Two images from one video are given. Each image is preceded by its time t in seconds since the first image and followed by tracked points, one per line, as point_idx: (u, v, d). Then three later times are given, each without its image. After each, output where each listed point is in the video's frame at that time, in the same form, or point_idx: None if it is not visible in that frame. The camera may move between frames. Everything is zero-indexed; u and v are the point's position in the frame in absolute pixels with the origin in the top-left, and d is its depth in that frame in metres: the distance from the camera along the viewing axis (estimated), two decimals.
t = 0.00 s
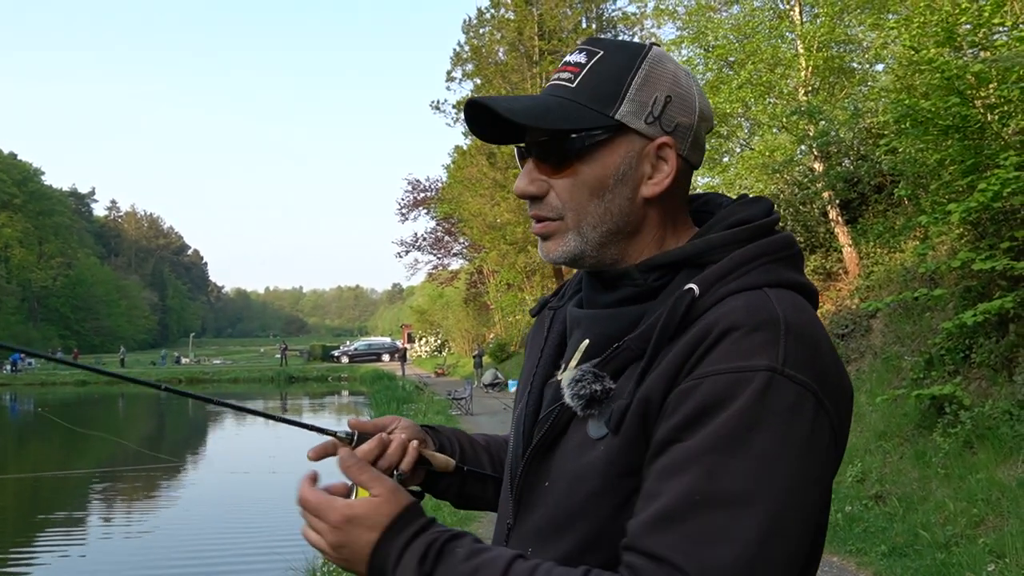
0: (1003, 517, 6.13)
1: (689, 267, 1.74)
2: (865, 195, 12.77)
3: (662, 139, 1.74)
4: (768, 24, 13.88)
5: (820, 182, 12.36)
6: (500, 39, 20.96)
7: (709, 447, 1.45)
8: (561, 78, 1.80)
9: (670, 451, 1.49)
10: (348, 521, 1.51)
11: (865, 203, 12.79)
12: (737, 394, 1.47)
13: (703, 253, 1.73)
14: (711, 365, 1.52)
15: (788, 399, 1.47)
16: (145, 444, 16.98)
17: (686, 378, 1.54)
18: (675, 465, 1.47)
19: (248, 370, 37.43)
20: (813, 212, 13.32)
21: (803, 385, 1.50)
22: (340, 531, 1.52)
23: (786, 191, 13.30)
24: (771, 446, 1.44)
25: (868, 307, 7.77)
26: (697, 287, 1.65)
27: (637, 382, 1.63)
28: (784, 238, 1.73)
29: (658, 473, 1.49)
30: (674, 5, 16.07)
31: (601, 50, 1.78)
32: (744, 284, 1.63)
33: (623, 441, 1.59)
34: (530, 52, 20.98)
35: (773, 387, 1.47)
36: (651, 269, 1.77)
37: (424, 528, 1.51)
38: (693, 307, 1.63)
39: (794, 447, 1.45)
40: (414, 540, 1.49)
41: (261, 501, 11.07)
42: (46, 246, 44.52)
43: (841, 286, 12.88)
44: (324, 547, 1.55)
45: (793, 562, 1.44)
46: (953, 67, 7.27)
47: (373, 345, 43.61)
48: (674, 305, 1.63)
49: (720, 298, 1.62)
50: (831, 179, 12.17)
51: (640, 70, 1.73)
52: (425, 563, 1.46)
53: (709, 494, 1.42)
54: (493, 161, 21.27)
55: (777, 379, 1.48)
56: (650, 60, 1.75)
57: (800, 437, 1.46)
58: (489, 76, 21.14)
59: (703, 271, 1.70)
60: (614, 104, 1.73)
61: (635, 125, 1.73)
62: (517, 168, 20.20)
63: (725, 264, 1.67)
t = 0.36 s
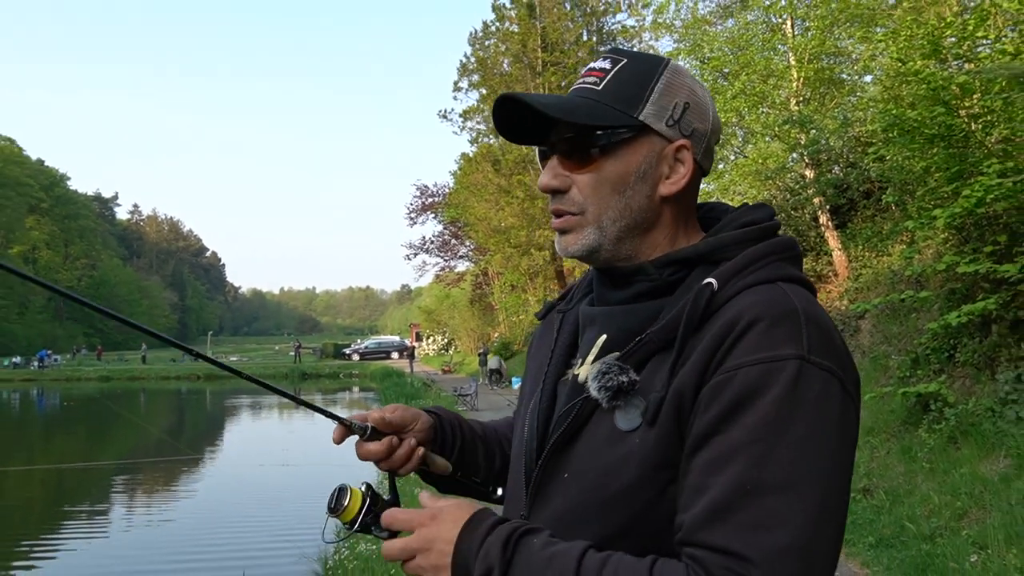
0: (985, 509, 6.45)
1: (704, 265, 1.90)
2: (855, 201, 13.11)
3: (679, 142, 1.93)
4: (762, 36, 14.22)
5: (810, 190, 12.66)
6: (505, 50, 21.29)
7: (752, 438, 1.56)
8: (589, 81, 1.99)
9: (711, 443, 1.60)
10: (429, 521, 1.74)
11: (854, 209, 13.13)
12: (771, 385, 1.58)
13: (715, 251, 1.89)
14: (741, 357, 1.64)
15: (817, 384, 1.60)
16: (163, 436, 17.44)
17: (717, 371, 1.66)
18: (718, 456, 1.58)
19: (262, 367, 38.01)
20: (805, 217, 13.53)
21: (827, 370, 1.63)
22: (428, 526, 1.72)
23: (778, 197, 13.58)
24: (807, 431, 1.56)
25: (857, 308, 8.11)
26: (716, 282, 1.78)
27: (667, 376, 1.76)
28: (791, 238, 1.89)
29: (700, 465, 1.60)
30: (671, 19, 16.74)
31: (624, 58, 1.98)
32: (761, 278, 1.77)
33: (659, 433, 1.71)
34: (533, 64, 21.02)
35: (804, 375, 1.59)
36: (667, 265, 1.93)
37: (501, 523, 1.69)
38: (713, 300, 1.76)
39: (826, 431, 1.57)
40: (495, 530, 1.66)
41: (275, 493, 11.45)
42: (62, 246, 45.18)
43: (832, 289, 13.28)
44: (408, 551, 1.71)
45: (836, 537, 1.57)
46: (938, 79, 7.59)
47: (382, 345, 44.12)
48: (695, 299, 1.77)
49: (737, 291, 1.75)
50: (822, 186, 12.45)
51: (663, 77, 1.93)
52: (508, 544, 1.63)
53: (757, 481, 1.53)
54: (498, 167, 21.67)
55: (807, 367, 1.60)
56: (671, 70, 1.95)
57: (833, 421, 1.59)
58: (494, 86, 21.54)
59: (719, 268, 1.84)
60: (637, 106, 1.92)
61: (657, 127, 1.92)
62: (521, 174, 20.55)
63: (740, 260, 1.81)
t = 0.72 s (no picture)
0: (975, 502, 6.68)
1: (711, 262, 1.88)
2: (849, 203, 13.34)
3: (709, 151, 2.00)
4: (758, 42, 14.49)
5: (805, 192, 12.85)
6: (508, 57, 21.52)
7: (790, 429, 1.55)
8: (638, 83, 1.90)
9: (745, 437, 1.59)
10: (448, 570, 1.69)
11: (848, 210, 13.34)
12: (800, 376, 1.58)
13: (724, 248, 1.87)
14: (764, 350, 1.63)
15: (841, 372, 1.60)
16: (179, 431, 17.80)
17: (743, 365, 1.64)
18: (754, 448, 1.58)
19: (273, 365, 38.50)
20: (800, 219, 13.89)
21: (846, 357, 1.64)
22: None
23: (774, 199, 13.83)
24: (840, 418, 1.57)
25: (851, 307, 8.36)
26: (726, 277, 1.79)
27: (688, 370, 1.74)
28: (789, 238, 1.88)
29: (736, 458, 1.60)
30: (670, 27, 17.11)
31: (663, 61, 1.95)
32: (770, 273, 1.77)
33: (686, 426, 1.69)
34: (536, 69, 21.32)
35: (829, 364, 1.60)
36: (677, 263, 1.89)
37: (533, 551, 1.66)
38: (726, 295, 1.77)
39: (852, 418, 1.58)
40: (530, 556, 1.64)
41: (287, 487, 11.74)
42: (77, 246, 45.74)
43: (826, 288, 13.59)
44: None
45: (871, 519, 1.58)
46: (929, 84, 7.84)
47: (390, 342, 44.53)
48: (709, 293, 1.77)
49: (749, 285, 1.75)
50: (816, 188, 12.62)
51: (702, 90, 1.94)
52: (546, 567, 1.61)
53: (800, 472, 1.53)
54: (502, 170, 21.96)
55: (829, 357, 1.61)
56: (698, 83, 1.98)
57: (860, 407, 1.60)
58: (498, 92, 21.76)
59: (727, 265, 1.83)
60: (689, 115, 1.91)
61: (701, 135, 1.95)
62: (524, 177, 20.80)
63: (748, 255, 1.81)
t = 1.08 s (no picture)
0: (968, 495, 6.83)
1: (713, 259, 1.88)
2: (846, 202, 13.51)
3: (710, 151, 2.02)
4: (757, 44, 14.75)
5: (803, 191, 12.99)
6: (513, 58, 21.81)
7: (811, 419, 1.59)
8: (644, 81, 1.90)
9: (767, 430, 1.62)
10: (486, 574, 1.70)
11: (846, 209, 13.54)
12: (816, 367, 1.62)
13: (726, 245, 1.88)
14: (781, 344, 1.65)
15: (852, 361, 1.65)
16: (190, 425, 18.03)
17: (761, 359, 1.67)
18: (777, 440, 1.61)
19: (281, 360, 38.81)
20: (797, 217, 14.11)
21: (851, 348, 1.69)
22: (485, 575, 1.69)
23: (772, 198, 14.05)
24: (855, 404, 1.61)
25: (849, 304, 8.53)
26: (734, 273, 1.80)
27: (706, 365, 1.73)
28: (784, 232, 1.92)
29: (760, 451, 1.62)
30: (670, 29, 17.31)
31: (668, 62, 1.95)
32: (775, 268, 1.80)
33: (705, 420, 1.70)
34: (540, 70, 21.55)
35: (841, 354, 1.64)
36: (683, 260, 1.88)
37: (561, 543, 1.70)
38: (736, 291, 1.78)
39: (863, 406, 1.64)
40: (561, 550, 1.68)
41: (295, 480, 11.93)
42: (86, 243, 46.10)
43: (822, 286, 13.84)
44: None
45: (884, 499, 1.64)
46: (925, 85, 7.98)
47: (396, 338, 44.83)
48: (719, 289, 1.78)
49: (758, 280, 1.77)
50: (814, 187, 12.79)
51: (704, 91, 1.96)
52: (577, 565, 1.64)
53: (824, 459, 1.57)
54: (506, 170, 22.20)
55: (840, 347, 1.65)
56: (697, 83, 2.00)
57: (869, 395, 1.66)
58: (502, 92, 21.98)
59: (731, 261, 1.84)
60: (693, 114, 1.93)
61: (705, 135, 1.97)
62: (527, 177, 21.00)
63: (753, 250, 1.83)
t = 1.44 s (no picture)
0: (952, 489, 7.07)
1: (694, 261, 1.94)
2: (835, 207, 13.78)
3: (682, 151, 2.10)
4: (750, 54, 15.24)
5: (794, 196, 13.31)
6: (513, 67, 21.84)
7: (801, 414, 1.64)
8: (614, 90, 1.98)
9: (757, 429, 1.67)
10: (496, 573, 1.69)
11: (834, 214, 13.82)
12: (803, 365, 1.67)
13: (707, 249, 1.93)
14: (768, 345, 1.70)
15: (835, 359, 1.71)
16: (199, 421, 18.37)
17: (749, 360, 1.72)
18: (768, 437, 1.66)
19: (287, 359, 39.25)
20: (788, 221, 14.46)
21: (833, 347, 1.75)
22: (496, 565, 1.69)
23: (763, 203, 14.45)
24: (840, 400, 1.67)
25: (837, 305, 8.82)
26: (718, 275, 1.84)
27: (694, 366, 1.78)
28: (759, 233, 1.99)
29: (752, 448, 1.66)
30: (666, 38, 17.63)
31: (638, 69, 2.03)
32: (755, 269, 1.85)
33: (697, 420, 1.74)
34: (539, 79, 21.85)
35: (824, 352, 1.70)
36: (665, 263, 1.94)
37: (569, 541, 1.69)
38: (720, 292, 1.83)
39: (848, 401, 1.69)
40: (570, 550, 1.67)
41: (300, 475, 12.22)
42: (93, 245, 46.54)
43: (812, 286, 14.25)
44: None
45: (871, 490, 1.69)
46: (910, 94, 8.30)
47: (399, 338, 45.28)
48: (704, 291, 1.83)
49: (741, 282, 1.82)
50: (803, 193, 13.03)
51: (674, 93, 2.03)
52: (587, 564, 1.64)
53: (815, 454, 1.62)
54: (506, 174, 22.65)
55: (824, 345, 1.70)
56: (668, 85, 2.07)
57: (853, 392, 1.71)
58: (502, 100, 21.97)
59: (715, 264, 1.89)
60: (664, 117, 2.00)
61: (677, 136, 2.04)
62: (528, 181, 21.39)
63: (734, 253, 1.89)
